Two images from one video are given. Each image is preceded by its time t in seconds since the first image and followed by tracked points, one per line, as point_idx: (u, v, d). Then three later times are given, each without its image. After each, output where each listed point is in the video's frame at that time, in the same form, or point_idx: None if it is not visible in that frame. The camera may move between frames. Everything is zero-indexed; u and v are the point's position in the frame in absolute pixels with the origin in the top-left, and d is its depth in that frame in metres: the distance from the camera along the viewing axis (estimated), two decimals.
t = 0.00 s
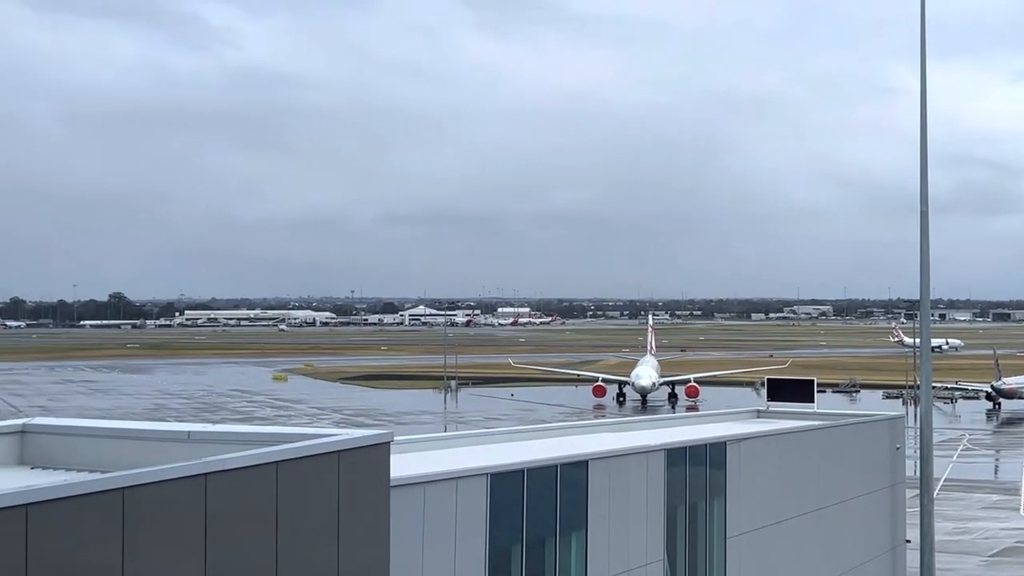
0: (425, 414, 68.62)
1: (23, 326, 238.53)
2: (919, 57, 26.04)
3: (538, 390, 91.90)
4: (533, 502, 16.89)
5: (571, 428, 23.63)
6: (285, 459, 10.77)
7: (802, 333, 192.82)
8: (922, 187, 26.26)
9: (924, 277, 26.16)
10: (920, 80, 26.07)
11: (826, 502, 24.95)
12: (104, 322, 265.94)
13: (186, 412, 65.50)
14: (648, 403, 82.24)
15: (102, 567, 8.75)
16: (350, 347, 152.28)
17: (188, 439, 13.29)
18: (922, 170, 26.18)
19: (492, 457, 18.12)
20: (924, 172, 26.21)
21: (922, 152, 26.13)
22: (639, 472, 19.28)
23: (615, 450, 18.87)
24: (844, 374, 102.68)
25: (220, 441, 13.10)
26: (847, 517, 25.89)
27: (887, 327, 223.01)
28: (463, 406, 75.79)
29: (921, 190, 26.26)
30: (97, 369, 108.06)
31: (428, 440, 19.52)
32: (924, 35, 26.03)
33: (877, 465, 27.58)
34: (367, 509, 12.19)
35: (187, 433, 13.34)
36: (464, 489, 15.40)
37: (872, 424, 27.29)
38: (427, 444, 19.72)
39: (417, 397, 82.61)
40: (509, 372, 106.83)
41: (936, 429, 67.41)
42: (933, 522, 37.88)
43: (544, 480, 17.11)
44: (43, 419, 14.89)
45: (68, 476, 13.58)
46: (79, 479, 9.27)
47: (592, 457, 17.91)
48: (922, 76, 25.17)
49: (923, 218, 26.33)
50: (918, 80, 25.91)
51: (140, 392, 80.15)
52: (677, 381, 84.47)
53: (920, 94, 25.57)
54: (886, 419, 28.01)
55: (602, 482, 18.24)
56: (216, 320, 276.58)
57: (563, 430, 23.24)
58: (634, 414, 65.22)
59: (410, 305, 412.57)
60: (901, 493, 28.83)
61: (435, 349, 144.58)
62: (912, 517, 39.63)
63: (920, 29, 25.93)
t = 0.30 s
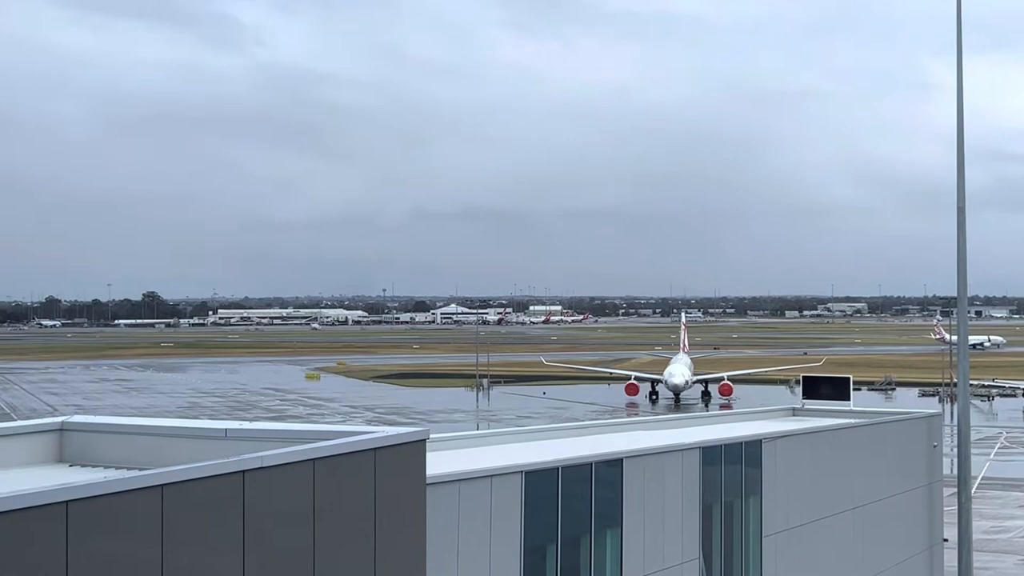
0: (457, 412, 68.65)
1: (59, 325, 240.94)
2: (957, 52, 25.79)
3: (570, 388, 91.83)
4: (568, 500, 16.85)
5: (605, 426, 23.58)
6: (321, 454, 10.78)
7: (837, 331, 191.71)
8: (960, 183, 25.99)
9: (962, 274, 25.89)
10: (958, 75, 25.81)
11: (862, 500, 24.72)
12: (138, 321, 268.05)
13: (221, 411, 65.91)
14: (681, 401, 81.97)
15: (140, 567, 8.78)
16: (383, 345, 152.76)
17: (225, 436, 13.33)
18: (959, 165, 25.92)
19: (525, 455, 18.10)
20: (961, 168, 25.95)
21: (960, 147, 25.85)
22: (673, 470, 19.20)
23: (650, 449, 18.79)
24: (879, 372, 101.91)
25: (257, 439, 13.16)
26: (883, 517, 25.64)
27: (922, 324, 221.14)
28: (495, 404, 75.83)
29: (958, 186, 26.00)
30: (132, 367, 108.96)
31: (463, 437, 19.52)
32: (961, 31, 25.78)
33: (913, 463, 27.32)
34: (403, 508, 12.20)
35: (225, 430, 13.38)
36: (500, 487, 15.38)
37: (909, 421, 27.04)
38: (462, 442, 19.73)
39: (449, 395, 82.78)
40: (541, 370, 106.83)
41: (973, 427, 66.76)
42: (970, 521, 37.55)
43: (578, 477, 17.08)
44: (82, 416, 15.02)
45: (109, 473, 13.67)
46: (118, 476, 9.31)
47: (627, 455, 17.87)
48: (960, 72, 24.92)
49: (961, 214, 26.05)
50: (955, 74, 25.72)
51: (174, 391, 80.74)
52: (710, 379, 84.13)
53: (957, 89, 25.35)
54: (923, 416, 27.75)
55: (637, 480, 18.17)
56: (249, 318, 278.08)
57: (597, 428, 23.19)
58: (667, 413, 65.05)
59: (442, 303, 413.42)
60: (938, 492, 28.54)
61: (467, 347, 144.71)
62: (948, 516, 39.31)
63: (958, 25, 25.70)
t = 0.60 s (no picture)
0: (476, 410, 68.69)
1: (80, 324, 242.22)
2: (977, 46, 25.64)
3: (589, 385, 91.80)
4: (588, 497, 16.85)
5: (624, 423, 23.55)
6: (342, 453, 10.83)
7: (857, 326, 190.99)
8: (980, 178, 25.85)
9: (983, 269, 25.75)
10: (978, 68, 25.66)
11: (883, 497, 24.61)
12: (158, 320, 269.35)
13: (241, 409, 66.18)
14: (700, 397, 81.81)
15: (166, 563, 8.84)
16: (401, 343, 152.95)
17: (248, 434, 13.31)
18: (980, 160, 25.77)
19: (545, 452, 18.10)
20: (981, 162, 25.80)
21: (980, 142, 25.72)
22: (694, 466, 19.16)
23: (671, 446, 18.76)
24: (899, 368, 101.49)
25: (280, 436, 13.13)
26: (905, 513, 25.54)
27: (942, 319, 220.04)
28: (514, 401, 75.85)
29: (979, 180, 25.85)
30: (153, 366, 109.47)
31: (483, 435, 19.53)
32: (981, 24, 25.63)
33: (935, 458, 27.20)
34: (424, 504, 12.21)
35: (246, 428, 13.35)
36: (520, 484, 15.40)
37: (932, 417, 26.94)
38: (482, 440, 19.74)
39: (468, 392, 82.87)
40: (560, 367, 106.78)
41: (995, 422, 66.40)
42: (993, 517, 37.36)
43: (598, 475, 17.07)
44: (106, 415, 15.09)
45: (132, 473, 13.64)
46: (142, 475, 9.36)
47: (647, 452, 17.85)
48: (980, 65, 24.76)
49: (981, 209, 25.90)
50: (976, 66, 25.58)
51: (195, 389, 81.11)
52: (730, 375, 83.96)
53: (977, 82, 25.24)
54: (944, 412, 27.62)
55: (657, 478, 18.16)
56: (268, 317, 278.87)
57: (617, 425, 23.13)
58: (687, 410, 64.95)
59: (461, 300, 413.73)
60: (960, 487, 28.42)
61: (485, 345, 144.83)
62: (971, 512, 39.11)
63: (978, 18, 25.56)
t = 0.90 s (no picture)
0: (476, 408, 68.64)
1: (79, 324, 241.82)
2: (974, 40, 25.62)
3: (588, 382, 91.74)
4: (589, 494, 16.85)
5: (623, 421, 23.55)
6: (343, 451, 10.83)
7: (856, 322, 190.94)
8: (977, 172, 25.84)
9: (980, 264, 25.75)
10: (975, 62, 25.63)
11: (883, 492, 24.61)
12: (158, 320, 269.05)
13: (240, 408, 66.12)
14: (699, 394, 81.77)
15: (165, 563, 8.82)
16: (400, 342, 152.85)
17: (247, 433, 13.29)
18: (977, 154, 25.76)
19: (544, 449, 18.12)
20: (979, 156, 25.79)
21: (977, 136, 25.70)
22: (694, 463, 19.17)
23: (670, 442, 18.77)
24: (898, 363, 101.48)
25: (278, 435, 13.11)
26: (904, 508, 25.55)
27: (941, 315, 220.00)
28: (513, 399, 75.81)
29: (976, 174, 25.85)
30: (152, 366, 109.40)
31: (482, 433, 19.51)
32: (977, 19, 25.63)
33: (934, 454, 27.22)
34: (424, 502, 12.21)
35: (246, 428, 13.34)
36: (520, 481, 15.40)
37: (931, 412, 26.96)
38: (482, 438, 19.72)
39: (467, 390, 82.84)
40: (559, 364, 106.79)
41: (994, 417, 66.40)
42: (993, 512, 37.35)
43: (598, 472, 17.07)
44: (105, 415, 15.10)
45: (132, 473, 13.63)
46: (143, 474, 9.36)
47: (647, 449, 17.85)
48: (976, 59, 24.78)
49: (978, 205, 25.89)
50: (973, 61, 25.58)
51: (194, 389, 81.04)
52: (728, 372, 83.94)
53: (974, 77, 25.25)
54: (943, 407, 27.64)
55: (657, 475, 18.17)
56: (267, 317, 278.74)
57: (617, 422, 23.13)
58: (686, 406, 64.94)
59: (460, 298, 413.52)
60: (959, 482, 28.44)
61: (484, 343, 144.85)
62: (971, 507, 39.13)
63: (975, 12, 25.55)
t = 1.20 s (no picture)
0: (457, 405, 68.62)
1: (55, 324, 239.79)
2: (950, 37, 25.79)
3: (569, 379, 91.83)
4: (569, 491, 16.89)
5: (603, 417, 23.59)
6: (323, 447, 10.83)
7: (834, 317, 191.69)
8: (954, 169, 26.02)
9: (957, 259, 25.92)
10: (951, 58, 25.81)
11: (861, 485, 24.75)
12: (136, 319, 267.18)
13: (220, 407, 65.87)
14: (679, 389, 81.98)
15: (146, 562, 8.80)
16: (380, 339, 152.34)
17: (227, 432, 13.35)
18: (953, 150, 25.95)
19: (524, 445, 18.15)
20: (955, 153, 25.97)
21: (953, 132, 25.88)
22: (674, 457, 19.25)
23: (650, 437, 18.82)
24: (876, 358, 101.98)
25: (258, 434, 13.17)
26: (883, 501, 25.71)
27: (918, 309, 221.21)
28: (494, 396, 75.86)
29: (953, 171, 26.03)
30: (131, 365, 108.66)
31: (463, 429, 19.52)
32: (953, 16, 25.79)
33: (912, 447, 27.39)
34: (405, 500, 12.22)
35: (225, 426, 13.37)
36: (500, 477, 15.42)
37: (909, 406, 27.11)
38: (462, 434, 19.73)
39: (447, 387, 82.80)
40: (540, 361, 106.85)
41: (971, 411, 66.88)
42: (971, 504, 37.62)
43: (579, 468, 17.12)
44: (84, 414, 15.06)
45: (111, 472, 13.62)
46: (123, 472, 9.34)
47: (627, 445, 17.92)
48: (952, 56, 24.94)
49: (955, 201, 26.06)
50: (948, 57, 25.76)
51: (173, 387, 80.59)
52: (708, 367, 84.25)
53: (949, 73, 25.43)
54: (921, 401, 27.81)
55: (637, 470, 18.21)
56: (246, 316, 277.33)
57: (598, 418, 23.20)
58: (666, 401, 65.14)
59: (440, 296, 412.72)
60: (937, 476, 28.61)
61: (465, 340, 144.76)
62: (948, 500, 39.44)
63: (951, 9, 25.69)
